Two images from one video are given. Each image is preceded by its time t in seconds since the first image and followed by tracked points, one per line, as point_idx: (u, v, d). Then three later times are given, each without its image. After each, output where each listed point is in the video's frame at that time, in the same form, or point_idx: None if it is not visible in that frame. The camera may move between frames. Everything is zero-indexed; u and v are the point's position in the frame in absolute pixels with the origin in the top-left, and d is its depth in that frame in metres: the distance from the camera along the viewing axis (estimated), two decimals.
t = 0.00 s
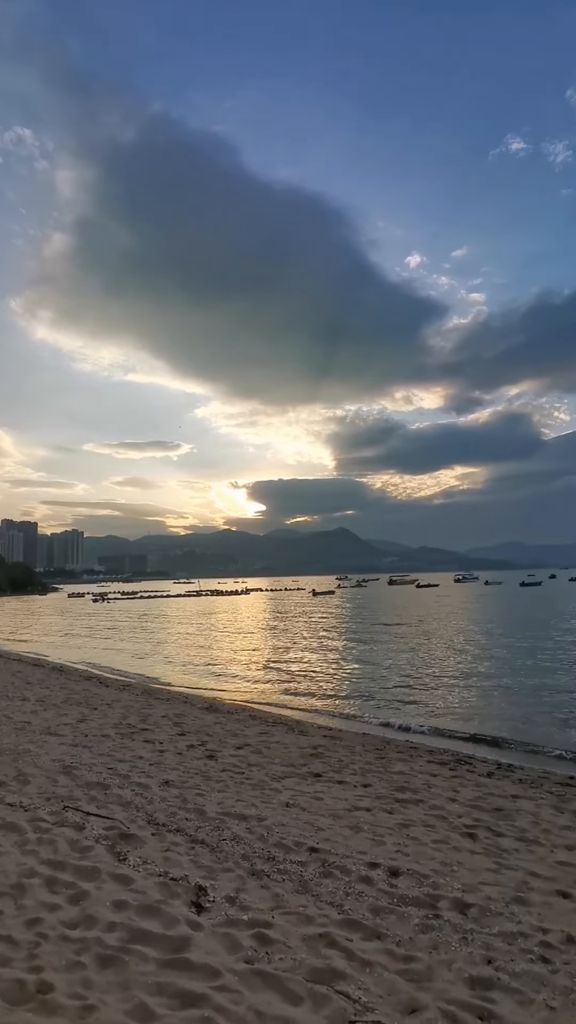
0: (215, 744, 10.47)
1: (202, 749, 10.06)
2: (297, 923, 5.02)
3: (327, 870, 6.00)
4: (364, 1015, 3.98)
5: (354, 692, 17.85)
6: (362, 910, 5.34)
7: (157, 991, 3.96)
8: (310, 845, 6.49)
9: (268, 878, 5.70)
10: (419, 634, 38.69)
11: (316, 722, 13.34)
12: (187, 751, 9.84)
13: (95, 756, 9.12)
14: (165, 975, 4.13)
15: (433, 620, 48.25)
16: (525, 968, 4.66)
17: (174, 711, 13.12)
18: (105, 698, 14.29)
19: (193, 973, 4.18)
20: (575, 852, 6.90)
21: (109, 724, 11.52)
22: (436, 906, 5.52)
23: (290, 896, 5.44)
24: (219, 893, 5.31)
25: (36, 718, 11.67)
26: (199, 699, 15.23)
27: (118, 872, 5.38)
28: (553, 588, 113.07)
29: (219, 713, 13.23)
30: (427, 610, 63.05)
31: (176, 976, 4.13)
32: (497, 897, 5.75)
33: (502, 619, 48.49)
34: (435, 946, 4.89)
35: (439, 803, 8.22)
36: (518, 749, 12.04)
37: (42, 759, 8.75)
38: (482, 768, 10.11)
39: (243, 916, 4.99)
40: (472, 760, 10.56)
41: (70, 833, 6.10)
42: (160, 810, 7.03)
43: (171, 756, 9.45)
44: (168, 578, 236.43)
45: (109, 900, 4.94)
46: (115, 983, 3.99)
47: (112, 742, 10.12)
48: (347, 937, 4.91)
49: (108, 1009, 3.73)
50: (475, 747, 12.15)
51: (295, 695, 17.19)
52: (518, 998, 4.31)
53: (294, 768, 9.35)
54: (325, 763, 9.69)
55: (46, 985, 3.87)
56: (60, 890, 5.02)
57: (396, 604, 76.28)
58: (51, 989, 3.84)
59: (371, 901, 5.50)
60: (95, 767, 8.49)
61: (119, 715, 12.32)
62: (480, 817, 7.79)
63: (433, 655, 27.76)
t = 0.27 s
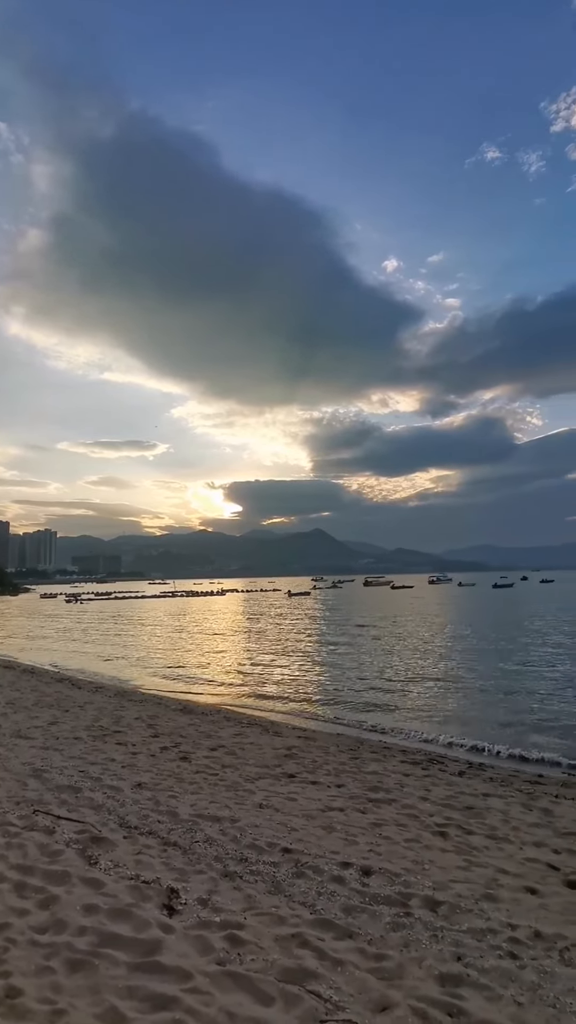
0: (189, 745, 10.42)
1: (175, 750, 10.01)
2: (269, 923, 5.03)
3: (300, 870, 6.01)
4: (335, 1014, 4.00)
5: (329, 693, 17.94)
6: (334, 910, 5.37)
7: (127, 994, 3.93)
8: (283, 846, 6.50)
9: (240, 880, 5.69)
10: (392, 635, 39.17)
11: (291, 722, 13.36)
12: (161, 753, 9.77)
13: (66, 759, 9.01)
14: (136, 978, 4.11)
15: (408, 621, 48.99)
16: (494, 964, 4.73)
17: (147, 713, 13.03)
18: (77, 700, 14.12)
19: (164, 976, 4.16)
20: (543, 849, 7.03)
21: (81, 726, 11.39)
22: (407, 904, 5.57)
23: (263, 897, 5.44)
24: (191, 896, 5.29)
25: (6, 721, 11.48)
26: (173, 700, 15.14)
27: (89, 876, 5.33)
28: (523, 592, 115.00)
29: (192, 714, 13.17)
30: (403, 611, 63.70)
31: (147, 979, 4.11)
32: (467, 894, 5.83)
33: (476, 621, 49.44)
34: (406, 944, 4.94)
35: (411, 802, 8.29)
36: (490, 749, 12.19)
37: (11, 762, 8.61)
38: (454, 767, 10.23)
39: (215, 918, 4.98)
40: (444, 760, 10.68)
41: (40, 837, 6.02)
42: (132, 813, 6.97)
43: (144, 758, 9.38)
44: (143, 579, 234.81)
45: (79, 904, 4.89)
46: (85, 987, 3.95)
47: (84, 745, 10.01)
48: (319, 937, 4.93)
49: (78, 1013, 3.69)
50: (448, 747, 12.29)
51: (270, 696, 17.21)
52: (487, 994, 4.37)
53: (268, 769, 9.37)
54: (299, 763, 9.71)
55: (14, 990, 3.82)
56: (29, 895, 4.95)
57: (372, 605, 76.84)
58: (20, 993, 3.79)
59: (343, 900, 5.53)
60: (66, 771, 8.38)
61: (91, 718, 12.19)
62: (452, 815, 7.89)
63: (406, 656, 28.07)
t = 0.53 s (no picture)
0: (165, 748, 10.38)
1: (152, 753, 9.96)
2: (244, 926, 5.03)
3: (275, 872, 6.03)
4: (308, 1014, 4.02)
5: (306, 695, 18.03)
6: (309, 911, 5.39)
7: (101, 997, 3.91)
8: (258, 848, 6.50)
9: (215, 882, 5.69)
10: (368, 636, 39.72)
11: (268, 724, 13.38)
12: (137, 756, 9.71)
13: (40, 763, 8.91)
14: (110, 981, 4.09)
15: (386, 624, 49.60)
16: (466, 962, 4.79)
17: (124, 715, 12.94)
18: (53, 703, 13.97)
19: (138, 979, 4.15)
20: (516, 847, 7.14)
21: (55, 729, 11.27)
22: (382, 904, 5.61)
23: (238, 899, 5.44)
24: (165, 899, 5.28)
25: None
26: (150, 702, 15.06)
27: (62, 881, 5.28)
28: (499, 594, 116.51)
29: (169, 716, 13.12)
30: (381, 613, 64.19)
31: (121, 982, 4.09)
32: (441, 894, 5.89)
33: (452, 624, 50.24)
34: (380, 944, 4.98)
35: (387, 802, 8.36)
36: (465, 750, 12.34)
37: None
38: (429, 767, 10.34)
39: (190, 921, 4.97)
40: (419, 760, 10.79)
41: (12, 841, 5.95)
42: (107, 817, 6.92)
43: (120, 761, 9.32)
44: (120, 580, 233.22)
45: (52, 908, 4.85)
46: (58, 990, 3.92)
47: (58, 748, 9.90)
48: (294, 938, 4.95)
49: (50, 1016, 3.66)
50: (424, 747, 12.40)
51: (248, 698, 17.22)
52: (459, 992, 4.43)
53: (245, 771, 9.37)
54: (276, 765, 9.73)
55: None
56: (1, 900, 4.90)
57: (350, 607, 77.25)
58: None
59: (318, 901, 5.56)
60: (40, 774, 8.29)
61: (67, 721, 12.07)
62: (426, 815, 7.96)
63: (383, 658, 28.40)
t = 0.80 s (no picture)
0: (141, 750, 10.31)
1: (127, 756, 9.88)
2: (218, 928, 5.02)
3: (250, 874, 6.03)
4: (281, 1016, 4.03)
5: (284, 696, 18.07)
6: (283, 913, 5.40)
7: (72, 1001, 3.88)
8: (233, 850, 6.50)
9: (189, 885, 5.67)
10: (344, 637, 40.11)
11: (244, 726, 13.37)
12: (111, 759, 9.63)
13: (12, 766, 8.78)
14: (82, 986, 4.05)
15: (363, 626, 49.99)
16: (438, 961, 4.84)
17: (98, 718, 12.82)
18: (26, 705, 13.81)
19: (110, 983, 4.12)
20: (488, 846, 7.23)
21: (28, 732, 11.12)
22: (356, 904, 5.64)
23: (212, 902, 5.43)
24: (138, 902, 5.24)
25: None
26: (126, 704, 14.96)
27: (34, 885, 5.22)
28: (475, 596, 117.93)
29: (145, 719, 13.04)
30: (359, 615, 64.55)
31: (93, 986, 4.05)
32: (414, 893, 5.94)
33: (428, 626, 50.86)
34: (353, 944, 5.01)
35: (361, 803, 8.41)
36: (440, 750, 12.47)
37: None
38: (404, 768, 10.42)
39: (163, 924, 4.95)
40: (394, 761, 10.87)
41: None
42: (80, 820, 6.85)
43: (94, 764, 9.23)
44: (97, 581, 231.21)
45: (23, 913, 4.79)
46: (29, 994, 3.88)
47: (31, 751, 9.78)
48: (267, 939, 4.95)
49: (21, 1021, 3.61)
50: (399, 748, 12.50)
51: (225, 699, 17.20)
52: (430, 991, 4.47)
53: (220, 772, 9.36)
54: (252, 767, 9.72)
55: None
56: None
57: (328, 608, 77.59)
58: None
59: (292, 903, 5.57)
60: (12, 778, 8.18)
61: (40, 723, 11.92)
62: (401, 816, 8.03)
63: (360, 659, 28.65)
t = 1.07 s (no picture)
0: (116, 751, 10.22)
1: (102, 757, 9.79)
2: (191, 930, 5.00)
3: (224, 875, 6.01)
4: (254, 1018, 4.02)
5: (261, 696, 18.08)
6: (257, 914, 5.39)
7: (42, 1004, 3.83)
8: (208, 851, 6.47)
9: (163, 887, 5.63)
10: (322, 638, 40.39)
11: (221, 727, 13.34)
12: (86, 760, 9.54)
13: None
14: (53, 989, 4.00)
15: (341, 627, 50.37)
16: (411, 960, 4.87)
17: (73, 719, 12.69)
18: None
19: (82, 986, 4.07)
20: (461, 845, 7.30)
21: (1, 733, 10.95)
22: (330, 904, 5.65)
23: (185, 904, 5.40)
24: (111, 905, 5.19)
25: None
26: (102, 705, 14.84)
27: (4, 888, 5.14)
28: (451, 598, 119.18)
29: (121, 719, 12.94)
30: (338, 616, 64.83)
31: (64, 989, 4.01)
32: (388, 893, 5.97)
33: (406, 627, 51.43)
34: (327, 945, 5.02)
35: (337, 804, 8.43)
36: (416, 751, 12.57)
37: None
38: (380, 768, 10.47)
39: (136, 927, 4.91)
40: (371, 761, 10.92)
41: None
42: (53, 823, 6.77)
43: (68, 766, 9.13)
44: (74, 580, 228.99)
45: None
46: None
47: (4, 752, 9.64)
48: (241, 941, 4.94)
49: None
50: (376, 748, 12.57)
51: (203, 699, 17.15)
52: (403, 991, 4.49)
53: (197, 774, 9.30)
54: (229, 767, 9.70)
55: None
56: None
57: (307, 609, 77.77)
58: None
59: (266, 904, 5.57)
60: None
61: (13, 724, 11.76)
62: (376, 816, 8.07)
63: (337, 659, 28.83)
